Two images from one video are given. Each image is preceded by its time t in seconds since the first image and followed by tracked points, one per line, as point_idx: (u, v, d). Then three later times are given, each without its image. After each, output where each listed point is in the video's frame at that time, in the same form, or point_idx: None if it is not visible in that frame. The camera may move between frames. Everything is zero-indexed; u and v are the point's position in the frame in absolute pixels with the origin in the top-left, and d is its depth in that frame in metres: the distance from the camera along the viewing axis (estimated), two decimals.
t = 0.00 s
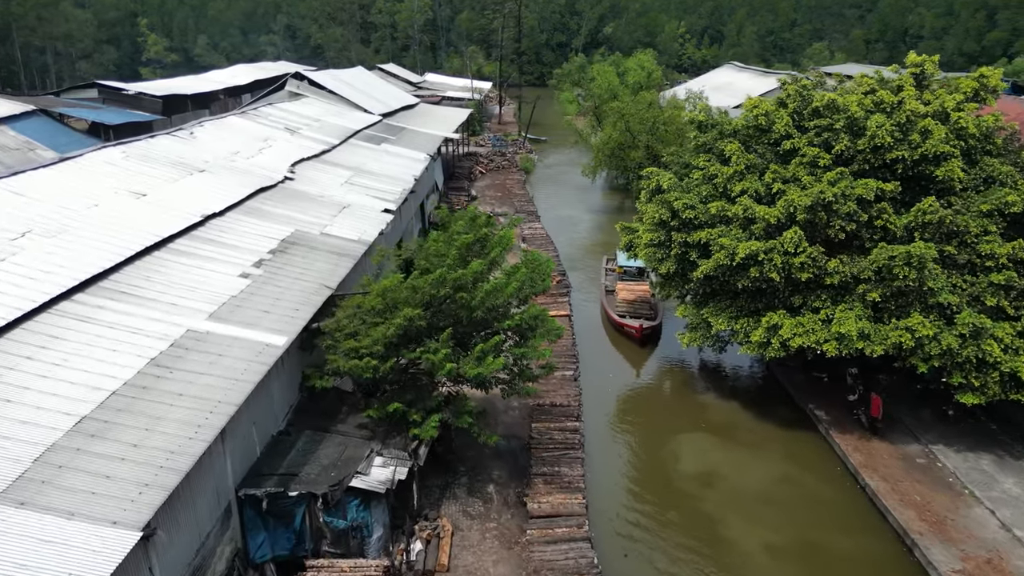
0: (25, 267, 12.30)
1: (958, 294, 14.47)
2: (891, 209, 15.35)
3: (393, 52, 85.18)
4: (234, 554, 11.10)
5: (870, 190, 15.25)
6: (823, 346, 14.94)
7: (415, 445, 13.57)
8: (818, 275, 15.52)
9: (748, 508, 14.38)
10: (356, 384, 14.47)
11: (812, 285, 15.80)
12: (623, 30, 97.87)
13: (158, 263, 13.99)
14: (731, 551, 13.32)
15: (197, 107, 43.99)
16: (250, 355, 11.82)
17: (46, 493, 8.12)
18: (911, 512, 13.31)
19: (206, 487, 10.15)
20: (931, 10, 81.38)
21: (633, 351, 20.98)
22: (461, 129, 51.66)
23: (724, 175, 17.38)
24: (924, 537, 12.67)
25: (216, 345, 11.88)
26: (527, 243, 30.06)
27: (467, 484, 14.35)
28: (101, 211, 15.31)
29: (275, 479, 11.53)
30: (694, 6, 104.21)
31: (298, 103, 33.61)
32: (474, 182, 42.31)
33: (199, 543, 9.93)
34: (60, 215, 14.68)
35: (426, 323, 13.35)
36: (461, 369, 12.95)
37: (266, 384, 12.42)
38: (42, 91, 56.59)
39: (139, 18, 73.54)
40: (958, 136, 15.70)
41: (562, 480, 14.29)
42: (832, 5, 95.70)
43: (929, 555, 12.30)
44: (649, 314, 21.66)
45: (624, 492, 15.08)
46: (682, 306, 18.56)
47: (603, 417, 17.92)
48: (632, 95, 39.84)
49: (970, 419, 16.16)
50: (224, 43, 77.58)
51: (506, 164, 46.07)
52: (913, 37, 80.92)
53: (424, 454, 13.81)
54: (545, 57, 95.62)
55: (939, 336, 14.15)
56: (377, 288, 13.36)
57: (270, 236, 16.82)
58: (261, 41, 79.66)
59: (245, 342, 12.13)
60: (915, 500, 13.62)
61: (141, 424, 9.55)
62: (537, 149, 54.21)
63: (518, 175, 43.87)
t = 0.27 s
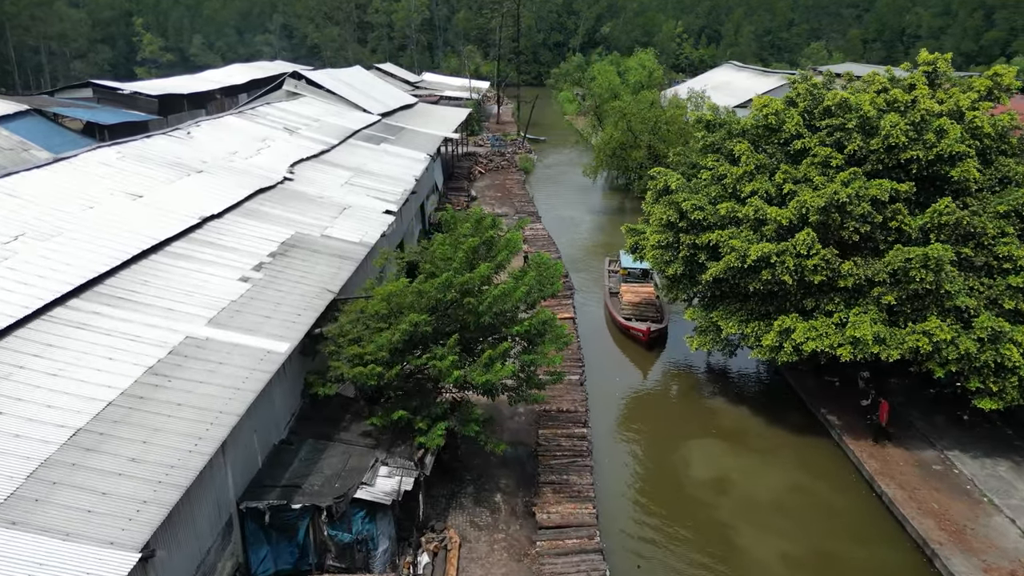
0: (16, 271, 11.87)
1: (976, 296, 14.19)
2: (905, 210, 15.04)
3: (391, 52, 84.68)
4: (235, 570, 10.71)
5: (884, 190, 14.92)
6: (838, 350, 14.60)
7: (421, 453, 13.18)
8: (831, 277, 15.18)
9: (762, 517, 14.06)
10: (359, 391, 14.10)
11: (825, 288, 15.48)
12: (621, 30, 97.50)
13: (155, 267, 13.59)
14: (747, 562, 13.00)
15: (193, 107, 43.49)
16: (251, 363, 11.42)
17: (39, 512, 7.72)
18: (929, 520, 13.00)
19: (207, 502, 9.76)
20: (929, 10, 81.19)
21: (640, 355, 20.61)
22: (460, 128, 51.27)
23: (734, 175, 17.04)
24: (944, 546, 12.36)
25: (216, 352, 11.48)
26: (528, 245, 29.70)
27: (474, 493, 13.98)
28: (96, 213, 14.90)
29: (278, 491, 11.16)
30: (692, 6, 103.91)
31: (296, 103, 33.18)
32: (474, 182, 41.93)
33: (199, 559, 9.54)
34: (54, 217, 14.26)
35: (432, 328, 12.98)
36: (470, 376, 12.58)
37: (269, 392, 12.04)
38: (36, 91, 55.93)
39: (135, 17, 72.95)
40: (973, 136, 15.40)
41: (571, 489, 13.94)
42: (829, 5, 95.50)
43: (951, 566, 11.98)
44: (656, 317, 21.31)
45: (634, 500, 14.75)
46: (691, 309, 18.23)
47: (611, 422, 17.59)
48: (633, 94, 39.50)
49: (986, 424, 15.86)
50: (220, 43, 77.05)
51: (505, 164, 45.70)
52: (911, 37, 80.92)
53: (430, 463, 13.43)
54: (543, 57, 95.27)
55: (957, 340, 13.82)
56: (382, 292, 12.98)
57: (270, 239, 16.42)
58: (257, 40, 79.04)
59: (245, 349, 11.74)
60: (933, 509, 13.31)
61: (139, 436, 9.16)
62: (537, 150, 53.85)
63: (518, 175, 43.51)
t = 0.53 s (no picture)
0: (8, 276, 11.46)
1: (994, 300, 13.92)
2: (921, 212, 14.72)
3: (387, 52, 84.18)
4: None
5: (899, 191, 14.60)
6: (853, 355, 14.26)
7: (427, 463, 12.81)
8: (846, 280, 14.85)
9: (777, 527, 13.72)
10: (362, 398, 13.72)
11: (838, 291, 15.15)
12: (618, 29, 97.15)
13: (152, 271, 13.18)
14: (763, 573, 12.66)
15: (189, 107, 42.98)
16: (253, 371, 11.05)
17: (31, 533, 7.33)
18: (949, 530, 12.68)
19: (207, 518, 9.37)
20: (926, 9, 81.01)
21: (647, 358, 20.29)
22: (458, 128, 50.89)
23: (744, 175, 16.70)
24: (966, 557, 12.04)
25: (216, 360, 11.09)
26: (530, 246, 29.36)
27: (481, 504, 13.62)
28: (92, 216, 14.48)
29: (281, 504, 10.76)
30: (689, 5, 103.67)
31: (294, 102, 32.77)
32: (473, 182, 41.57)
33: None
34: (48, 220, 13.85)
35: (439, 334, 12.61)
36: (478, 384, 12.23)
37: (270, 401, 11.65)
38: (29, 91, 55.27)
39: (130, 17, 72.35)
40: (989, 136, 15.11)
41: (581, 498, 13.60)
42: (827, 4, 95.30)
43: None
44: (662, 319, 20.97)
45: (645, 509, 14.39)
46: (699, 312, 17.88)
47: (619, 428, 17.23)
48: (634, 94, 39.18)
49: (1002, 429, 15.57)
50: (215, 42, 76.49)
51: (505, 165, 45.33)
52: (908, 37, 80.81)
53: (437, 473, 13.05)
54: (540, 56, 94.93)
55: (976, 344, 13.51)
56: (386, 297, 12.63)
57: (270, 241, 16.03)
58: (253, 40, 78.44)
59: (246, 357, 11.35)
60: (952, 517, 13.00)
61: (137, 451, 8.78)
62: (536, 150, 53.50)
63: (518, 175, 43.16)
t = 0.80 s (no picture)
0: None
1: (1011, 304, 13.74)
2: (935, 213, 14.43)
3: (383, 52, 83.67)
4: None
5: (914, 192, 14.29)
6: (868, 360, 13.91)
7: (432, 474, 12.42)
8: (859, 284, 14.53)
9: (792, 537, 13.41)
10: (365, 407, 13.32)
11: (851, 294, 14.82)
12: (614, 29, 96.82)
13: (148, 277, 12.75)
14: None
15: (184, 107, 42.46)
16: (253, 381, 10.65)
17: (21, 557, 6.94)
18: (969, 540, 12.37)
19: (207, 536, 8.97)
20: (922, 8, 80.89)
21: (652, 362, 19.97)
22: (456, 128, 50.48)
23: (752, 176, 16.35)
24: (987, 568, 11.73)
25: (214, 369, 10.69)
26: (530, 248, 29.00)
27: (487, 515, 13.24)
28: (85, 219, 14.04)
29: (282, 519, 10.36)
30: (685, 5, 103.45)
31: (291, 102, 32.32)
32: (472, 182, 41.19)
33: None
34: (39, 223, 13.40)
35: (444, 341, 12.23)
36: (485, 393, 11.85)
37: (271, 412, 11.25)
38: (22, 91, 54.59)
39: (123, 16, 71.70)
40: (1003, 136, 14.85)
41: (590, 509, 13.25)
42: (823, 4, 95.17)
43: None
44: (668, 322, 20.61)
45: (656, 519, 14.03)
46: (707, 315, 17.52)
47: (626, 435, 16.87)
48: (634, 93, 38.87)
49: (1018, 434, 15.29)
50: (210, 42, 75.89)
51: (503, 165, 44.95)
52: (905, 36, 80.74)
53: (442, 484, 12.65)
54: (536, 56, 94.58)
55: (994, 349, 13.21)
56: (390, 303, 12.22)
57: (269, 245, 15.62)
58: (248, 39, 77.76)
59: (246, 366, 10.94)
60: (971, 526, 12.69)
61: (133, 467, 8.39)
62: (534, 150, 53.14)
63: (516, 176, 42.79)
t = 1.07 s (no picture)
0: None
1: None
2: (946, 215, 14.15)
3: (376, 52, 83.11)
4: None
5: (925, 193, 14.00)
6: (879, 365, 13.60)
7: (434, 487, 12.01)
8: (869, 287, 14.24)
9: (802, 548, 13.11)
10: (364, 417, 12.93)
11: (860, 298, 14.53)
12: (607, 29, 96.59)
13: (139, 284, 12.32)
14: None
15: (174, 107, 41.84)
16: (249, 394, 10.24)
17: None
18: (985, 550, 12.08)
19: (203, 559, 8.58)
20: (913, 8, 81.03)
21: (655, 366, 19.62)
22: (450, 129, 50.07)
23: (758, 177, 16.03)
24: None
25: (209, 381, 10.28)
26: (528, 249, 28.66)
27: (491, 528, 12.85)
28: (73, 224, 13.57)
29: (281, 536, 9.99)
30: (678, 5, 103.35)
31: (284, 102, 31.83)
32: (467, 183, 40.81)
33: None
34: (26, 229, 12.94)
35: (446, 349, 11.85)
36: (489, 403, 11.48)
37: (269, 426, 10.85)
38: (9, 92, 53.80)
39: (112, 16, 70.86)
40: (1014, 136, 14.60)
41: (596, 521, 12.93)
42: (815, 3, 95.25)
43: None
44: (670, 326, 20.27)
45: (662, 530, 13.70)
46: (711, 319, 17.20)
47: (629, 441, 16.53)
48: (631, 93, 38.57)
49: None
50: (200, 42, 75.14)
51: (498, 165, 44.59)
52: (896, 36, 80.89)
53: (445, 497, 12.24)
54: (529, 56, 94.23)
55: (1008, 354, 12.94)
56: (390, 310, 11.83)
57: (264, 249, 15.19)
58: (239, 39, 76.98)
59: (242, 377, 10.53)
60: (986, 536, 12.41)
61: (125, 488, 8.00)
62: (528, 150, 52.79)
63: (512, 176, 42.43)
